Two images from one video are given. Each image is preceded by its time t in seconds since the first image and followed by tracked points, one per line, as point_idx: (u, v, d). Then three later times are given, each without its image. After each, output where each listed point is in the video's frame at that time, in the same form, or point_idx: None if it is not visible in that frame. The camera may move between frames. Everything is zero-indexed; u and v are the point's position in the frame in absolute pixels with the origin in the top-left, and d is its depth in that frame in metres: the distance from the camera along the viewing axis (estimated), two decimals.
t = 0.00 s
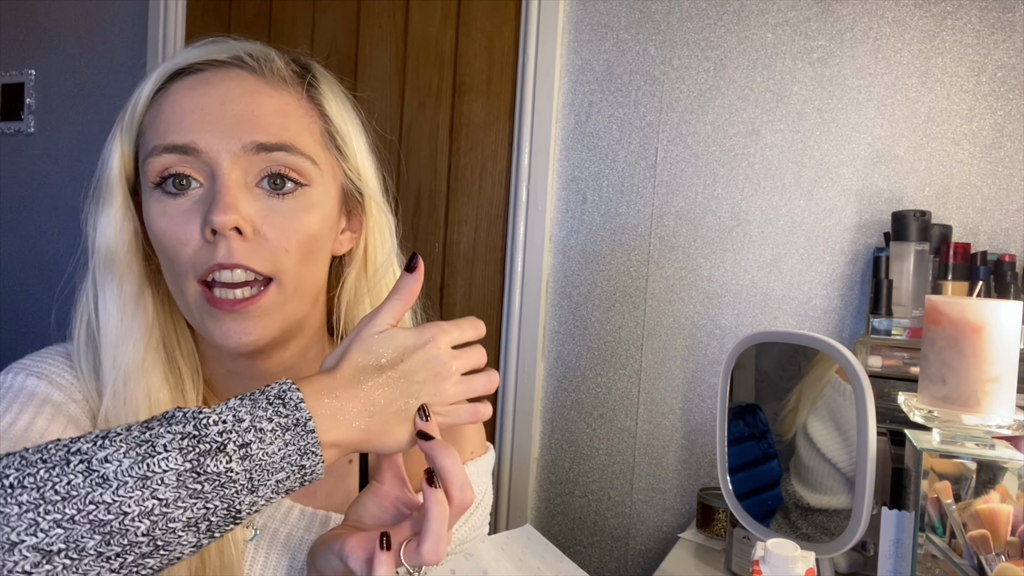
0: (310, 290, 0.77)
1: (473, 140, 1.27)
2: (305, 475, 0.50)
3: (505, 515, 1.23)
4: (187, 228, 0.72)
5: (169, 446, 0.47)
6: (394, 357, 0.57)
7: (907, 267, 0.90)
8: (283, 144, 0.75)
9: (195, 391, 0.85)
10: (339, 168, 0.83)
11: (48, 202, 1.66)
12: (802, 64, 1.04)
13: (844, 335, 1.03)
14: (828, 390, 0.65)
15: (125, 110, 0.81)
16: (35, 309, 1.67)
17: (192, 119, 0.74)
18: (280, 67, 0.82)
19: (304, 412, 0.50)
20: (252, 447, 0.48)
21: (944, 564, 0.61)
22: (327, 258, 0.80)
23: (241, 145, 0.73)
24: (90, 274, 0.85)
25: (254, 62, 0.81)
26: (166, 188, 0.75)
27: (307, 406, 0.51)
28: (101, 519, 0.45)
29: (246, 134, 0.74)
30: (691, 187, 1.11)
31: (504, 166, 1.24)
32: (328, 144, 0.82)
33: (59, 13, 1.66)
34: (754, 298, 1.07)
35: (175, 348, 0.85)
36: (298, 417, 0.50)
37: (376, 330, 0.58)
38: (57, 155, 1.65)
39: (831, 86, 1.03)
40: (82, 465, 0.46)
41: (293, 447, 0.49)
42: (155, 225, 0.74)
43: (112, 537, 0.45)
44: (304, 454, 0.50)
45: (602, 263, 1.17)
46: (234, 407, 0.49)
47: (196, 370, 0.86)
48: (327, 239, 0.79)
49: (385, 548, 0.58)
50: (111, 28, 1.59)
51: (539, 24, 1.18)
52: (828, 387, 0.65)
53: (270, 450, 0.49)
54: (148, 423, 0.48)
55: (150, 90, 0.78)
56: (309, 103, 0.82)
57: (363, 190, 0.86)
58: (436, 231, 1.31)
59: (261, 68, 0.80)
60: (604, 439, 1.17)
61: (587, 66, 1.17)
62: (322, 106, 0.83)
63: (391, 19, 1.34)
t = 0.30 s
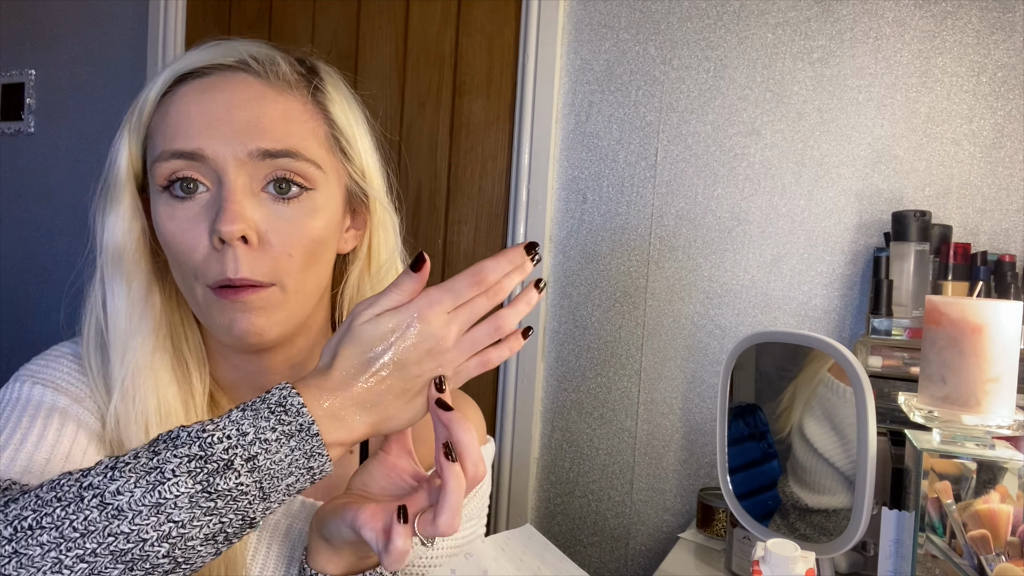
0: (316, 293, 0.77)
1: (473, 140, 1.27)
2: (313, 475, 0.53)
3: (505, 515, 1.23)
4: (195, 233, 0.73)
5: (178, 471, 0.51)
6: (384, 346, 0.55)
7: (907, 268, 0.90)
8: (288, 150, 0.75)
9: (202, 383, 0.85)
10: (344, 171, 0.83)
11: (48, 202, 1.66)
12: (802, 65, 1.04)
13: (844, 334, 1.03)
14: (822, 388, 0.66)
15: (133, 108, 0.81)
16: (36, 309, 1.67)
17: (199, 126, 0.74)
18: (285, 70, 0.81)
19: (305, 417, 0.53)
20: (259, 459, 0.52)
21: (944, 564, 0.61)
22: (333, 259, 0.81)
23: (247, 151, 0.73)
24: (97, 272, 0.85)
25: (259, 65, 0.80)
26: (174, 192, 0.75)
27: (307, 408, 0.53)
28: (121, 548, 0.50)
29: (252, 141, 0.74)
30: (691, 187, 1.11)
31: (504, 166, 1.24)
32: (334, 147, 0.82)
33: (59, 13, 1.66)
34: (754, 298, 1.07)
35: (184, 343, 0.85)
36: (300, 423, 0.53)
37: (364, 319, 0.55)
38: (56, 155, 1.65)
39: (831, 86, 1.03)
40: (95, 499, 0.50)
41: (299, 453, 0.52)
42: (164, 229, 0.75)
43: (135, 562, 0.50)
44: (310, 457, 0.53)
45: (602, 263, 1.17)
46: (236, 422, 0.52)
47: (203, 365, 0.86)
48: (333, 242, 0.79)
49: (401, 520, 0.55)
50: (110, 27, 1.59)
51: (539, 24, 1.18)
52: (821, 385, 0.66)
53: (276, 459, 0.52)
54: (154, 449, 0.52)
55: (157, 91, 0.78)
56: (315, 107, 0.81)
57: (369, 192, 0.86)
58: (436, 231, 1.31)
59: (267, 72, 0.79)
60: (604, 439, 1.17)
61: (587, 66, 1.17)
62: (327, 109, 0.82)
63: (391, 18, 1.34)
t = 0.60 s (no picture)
0: (316, 295, 0.77)
1: (473, 140, 1.27)
2: (300, 468, 0.53)
3: (505, 515, 1.23)
4: (197, 238, 0.73)
5: (164, 463, 0.51)
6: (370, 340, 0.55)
7: (907, 268, 0.90)
8: (287, 155, 0.75)
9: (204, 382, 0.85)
10: (345, 173, 0.83)
11: (48, 202, 1.66)
12: (803, 64, 1.04)
13: (844, 334, 1.03)
14: (815, 388, 0.67)
15: (135, 110, 0.81)
16: (35, 309, 1.67)
17: (200, 130, 0.74)
18: (285, 74, 0.81)
19: (292, 410, 0.53)
20: (246, 451, 0.51)
21: (944, 564, 0.61)
22: (333, 260, 0.80)
23: (246, 156, 0.73)
24: (100, 274, 0.85)
25: (259, 69, 0.80)
26: (175, 196, 0.76)
27: (293, 400, 0.53)
28: (107, 540, 0.50)
29: (251, 146, 0.74)
30: (691, 187, 1.11)
31: (504, 166, 1.24)
32: (334, 149, 0.82)
33: (59, 13, 1.66)
34: (754, 298, 1.07)
35: (185, 338, 0.85)
36: (288, 415, 0.52)
37: (348, 313, 0.55)
38: (57, 155, 1.65)
39: (830, 86, 1.03)
40: (82, 492, 0.51)
41: (286, 445, 0.52)
42: (166, 233, 0.75)
43: (121, 555, 0.50)
44: (298, 450, 0.53)
45: (602, 263, 1.17)
46: (223, 414, 0.52)
47: (206, 362, 0.86)
48: (333, 244, 0.79)
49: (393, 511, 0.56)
50: (110, 27, 1.59)
51: (539, 23, 1.18)
52: (814, 385, 0.66)
53: (263, 451, 0.52)
54: (141, 441, 0.52)
55: (157, 96, 0.78)
56: (315, 110, 0.81)
57: (369, 194, 0.86)
58: (436, 231, 1.31)
59: (266, 76, 0.79)
60: (604, 439, 1.17)
61: (587, 66, 1.17)
62: (327, 112, 0.82)
63: (391, 19, 1.34)
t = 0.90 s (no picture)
0: (317, 292, 0.77)
1: (473, 140, 1.27)
2: (299, 459, 0.52)
3: (505, 515, 1.23)
4: (199, 234, 0.73)
5: (160, 446, 0.50)
6: (369, 327, 0.56)
7: (907, 267, 0.90)
8: (290, 153, 0.75)
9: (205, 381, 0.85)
10: (346, 171, 0.83)
11: (48, 202, 1.66)
12: (802, 64, 1.04)
13: (844, 335, 1.03)
14: (814, 388, 0.67)
15: (138, 108, 0.81)
16: (35, 309, 1.67)
17: (203, 127, 0.74)
18: (287, 72, 0.81)
19: (291, 398, 0.52)
20: (243, 438, 0.51)
21: (944, 564, 0.61)
22: (335, 258, 0.81)
23: (249, 153, 0.73)
24: (102, 272, 0.85)
25: (262, 67, 0.80)
26: (178, 193, 0.75)
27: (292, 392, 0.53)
28: (102, 522, 0.49)
29: (255, 143, 0.74)
30: (691, 187, 1.11)
31: (504, 166, 1.24)
32: (336, 148, 0.82)
33: (59, 12, 1.66)
34: (754, 298, 1.07)
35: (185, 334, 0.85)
36: (286, 403, 0.52)
37: (347, 302, 0.57)
38: (57, 155, 1.65)
39: (831, 86, 1.03)
40: (78, 473, 0.50)
41: (284, 434, 0.52)
42: (169, 230, 0.75)
43: (115, 538, 0.49)
44: (296, 439, 0.52)
45: (602, 263, 1.17)
46: (221, 401, 0.52)
47: (207, 360, 0.86)
48: (334, 241, 0.79)
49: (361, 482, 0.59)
50: (110, 27, 1.59)
51: (539, 23, 1.18)
52: (813, 386, 0.67)
53: (261, 439, 0.51)
54: (139, 425, 0.52)
55: (161, 93, 0.78)
56: (317, 108, 0.81)
57: (370, 192, 0.86)
58: (436, 231, 1.32)
59: (269, 74, 0.79)
60: (604, 439, 1.17)
61: (587, 66, 1.17)
62: (329, 110, 0.82)
63: (391, 19, 1.34)
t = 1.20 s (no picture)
0: (318, 293, 0.77)
1: (473, 140, 1.27)
2: (301, 465, 0.53)
3: (505, 515, 1.23)
4: (201, 235, 0.73)
5: (160, 459, 0.50)
6: (371, 338, 0.55)
7: (907, 267, 0.90)
8: (292, 154, 0.75)
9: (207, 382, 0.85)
10: (348, 173, 0.83)
11: (48, 202, 1.66)
12: (802, 65, 1.04)
13: (844, 335, 1.03)
14: (814, 388, 0.67)
15: (140, 108, 0.81)
16: (35, 309, 1.67)
17: (205, 128, 0.74)
18: (289, 74, 0.81)
19: (293, 406, 0.53)
20: (245, 448, 0.51)
21: (944, 564, 0.61)
22: (335, 259, 0.81)
23: (251, 154, 0.73)
24: (104, 271, 0.85)
25: (264, 69, 0.80)
26: (179, 194, 0.75)
27: (294, 398, 0.53)
28: (103, 535, 0.49)
29: (256, 144, 0.74)
30: (691, 187, 1.11)
31: (504, 166, 1.24)
32: (337, 149, 0.82)
33: (59, 12, 1.66)
34: (754, 298, 1.07)
35: (187, 332, 0.85)
36: (288, 412, 0.52)
37: (355, 308, 0.55)
38: (57, 155, 1.65)
39: (831, 86, 1.03)
40: (79, 487, 0.50)
41: (286, 441, 0.52)
42: (170, 230, 0.75)
43: (117, 551, 0.49)
44: (298, 448, 0.52)
45: (602, 263, 1.17)
46: (222, 410, 0.52)
47: (208, 358, 0.86)
48: (335, 243, 0.79)
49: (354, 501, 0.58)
50: (110, 27, 1.59)
51: (539, 23, 1.18)
52: (813, 385, 0.67)
53: (263, 448, 0.52)
54: (139, 436, 0.52)
55: (163, 94, 0.78)
56: (319, 110, 0.81)
57: (371, 193, 0.86)
58: (436, 231, 1.31)
59: (271, 76, 0.79)
60: (604, 439, 1.17)
61: (587, 66, 1.17)
62: (331, 112, 0.82)
63: (391, 18, 1.34)
